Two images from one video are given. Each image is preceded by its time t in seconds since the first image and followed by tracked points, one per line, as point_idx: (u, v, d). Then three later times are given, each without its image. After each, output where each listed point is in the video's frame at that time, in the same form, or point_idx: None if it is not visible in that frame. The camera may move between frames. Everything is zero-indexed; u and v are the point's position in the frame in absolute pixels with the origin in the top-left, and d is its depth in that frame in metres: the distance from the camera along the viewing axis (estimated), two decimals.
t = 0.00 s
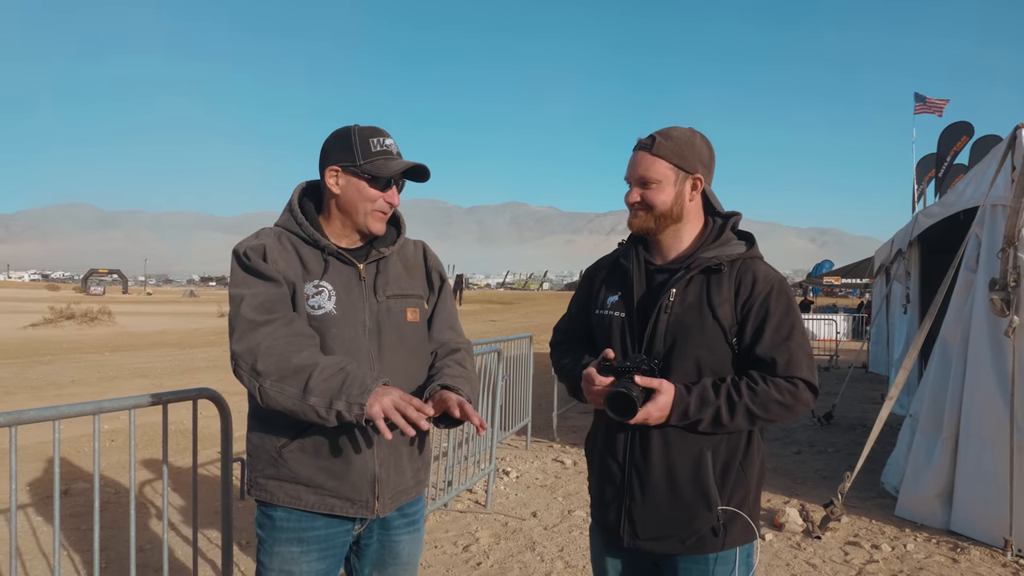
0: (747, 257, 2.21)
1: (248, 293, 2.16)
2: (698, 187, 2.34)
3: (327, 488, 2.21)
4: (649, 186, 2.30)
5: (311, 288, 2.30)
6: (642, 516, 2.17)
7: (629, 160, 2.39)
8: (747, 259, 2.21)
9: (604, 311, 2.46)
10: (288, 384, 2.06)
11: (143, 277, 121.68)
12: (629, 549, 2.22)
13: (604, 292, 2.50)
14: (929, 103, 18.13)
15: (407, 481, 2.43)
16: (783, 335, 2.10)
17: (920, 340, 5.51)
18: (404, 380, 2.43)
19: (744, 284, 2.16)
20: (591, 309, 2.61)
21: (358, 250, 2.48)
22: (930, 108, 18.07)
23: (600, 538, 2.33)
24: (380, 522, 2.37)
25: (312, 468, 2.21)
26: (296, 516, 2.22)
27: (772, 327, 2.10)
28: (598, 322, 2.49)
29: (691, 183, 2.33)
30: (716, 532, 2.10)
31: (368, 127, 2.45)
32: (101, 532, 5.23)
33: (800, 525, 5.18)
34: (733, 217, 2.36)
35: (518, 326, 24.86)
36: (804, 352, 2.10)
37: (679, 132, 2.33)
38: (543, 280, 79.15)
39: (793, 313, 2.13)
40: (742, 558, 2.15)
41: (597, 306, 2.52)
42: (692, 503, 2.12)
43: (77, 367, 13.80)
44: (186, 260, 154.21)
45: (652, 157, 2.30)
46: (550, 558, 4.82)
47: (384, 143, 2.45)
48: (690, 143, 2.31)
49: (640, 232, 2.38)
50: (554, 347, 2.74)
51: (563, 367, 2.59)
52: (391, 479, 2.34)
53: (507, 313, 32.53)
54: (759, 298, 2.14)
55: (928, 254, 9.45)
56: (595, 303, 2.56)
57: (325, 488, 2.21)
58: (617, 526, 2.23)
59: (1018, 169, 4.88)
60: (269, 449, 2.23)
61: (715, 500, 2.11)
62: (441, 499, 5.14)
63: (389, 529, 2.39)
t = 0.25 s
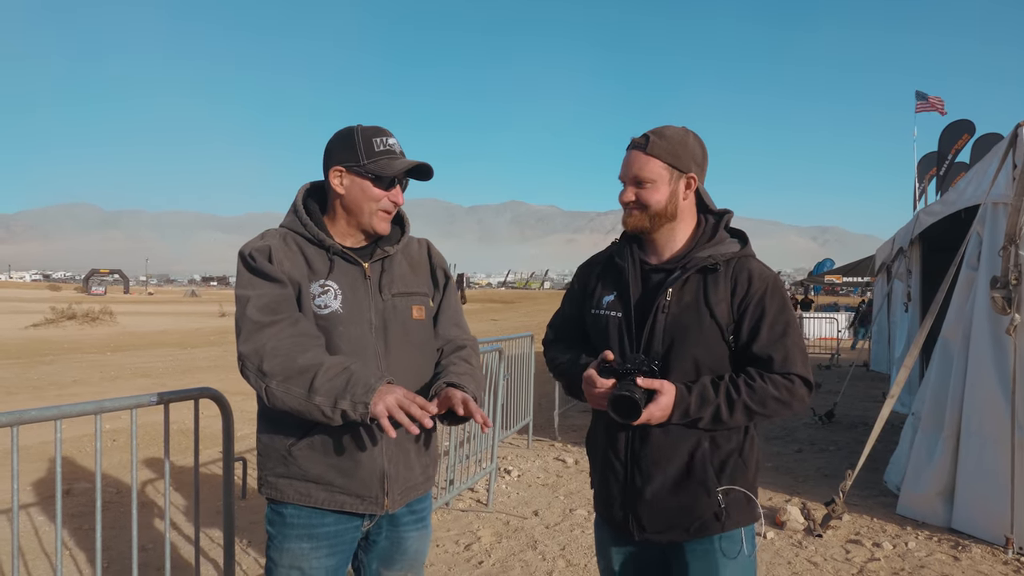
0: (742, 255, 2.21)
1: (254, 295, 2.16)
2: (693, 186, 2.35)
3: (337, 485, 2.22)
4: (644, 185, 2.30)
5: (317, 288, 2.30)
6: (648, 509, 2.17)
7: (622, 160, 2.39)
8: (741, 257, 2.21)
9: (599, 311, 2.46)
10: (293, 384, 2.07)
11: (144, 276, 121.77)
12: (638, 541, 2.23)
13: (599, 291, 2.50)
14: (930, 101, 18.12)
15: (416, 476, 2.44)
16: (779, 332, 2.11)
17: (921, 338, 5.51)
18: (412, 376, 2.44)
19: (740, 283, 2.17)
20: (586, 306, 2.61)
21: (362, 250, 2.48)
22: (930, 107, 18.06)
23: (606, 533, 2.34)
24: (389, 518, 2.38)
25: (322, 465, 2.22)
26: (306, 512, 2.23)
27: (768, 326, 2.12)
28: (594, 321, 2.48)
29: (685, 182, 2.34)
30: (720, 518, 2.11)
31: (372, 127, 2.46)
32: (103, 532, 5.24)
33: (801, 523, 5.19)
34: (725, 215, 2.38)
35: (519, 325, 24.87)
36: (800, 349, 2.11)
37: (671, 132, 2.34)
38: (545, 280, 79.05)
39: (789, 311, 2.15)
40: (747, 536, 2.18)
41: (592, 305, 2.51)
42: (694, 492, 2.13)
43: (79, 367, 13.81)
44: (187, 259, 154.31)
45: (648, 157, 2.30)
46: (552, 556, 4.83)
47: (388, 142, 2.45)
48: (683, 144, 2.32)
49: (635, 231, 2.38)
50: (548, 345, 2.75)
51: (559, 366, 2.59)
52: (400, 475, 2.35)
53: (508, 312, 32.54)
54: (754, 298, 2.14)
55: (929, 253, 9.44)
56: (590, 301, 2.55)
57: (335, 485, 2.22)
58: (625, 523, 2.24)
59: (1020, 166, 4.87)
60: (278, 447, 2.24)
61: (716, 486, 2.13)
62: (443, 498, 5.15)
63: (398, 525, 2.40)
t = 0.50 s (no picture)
0: (747, 254, 2.22)
1: (258, 297, 2.18)
2: (698, 183, 2.35)
3: (344, 484, 2.23)
4: (649, 182, 2.31)
5: (322, 288, 2.31)
6: (645, 510, 2.18)
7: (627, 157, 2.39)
8: (746, 255, 2.21)
9: (605, 308, 2.47)
10: (296, 385, 2.08)
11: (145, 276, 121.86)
12: (633, 542, 2.23)
13: (605, 289, 2.51)
14: (930, 100, 18.10)
15: (423, 474, 2.44)
16: (781, 331, 2.10)
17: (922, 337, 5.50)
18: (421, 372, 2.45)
19: (743, 281, 2.16)
20: (592, 305, 2.63)
21: (365, 251, 2.50)
22: (931, 105, 18.04)
23: (606, 532, 2.35)
24: (396, 514, 2.38)
25: (329, 464, 2.22)
26: (316, 508, 2.23)
27: (770, 325, 2.11)
28: (599, 319, 2.50)
29: (690, 179, 2.33)
30: (718, 526, 2.10)
31: (371, 127, 2.46)
32: (104, 531, 5.25)
33: (802, 522, 5.19)
34: (732, 213, 2.36)
35: (519, 324, 24.87)
36: (803, 348, 2.10)
37: (677, 129, 2.33)
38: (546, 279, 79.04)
39: (793, 310, 2.14)
40: (746, 549, 2.15)
41: (598, 302, 2.53)
42: (693, 497, 2.13)
43: (80, 367, 13.83)
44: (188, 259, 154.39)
45: (653, 154, 2.29)
46: (553, 555, 4.83)
47: (385, 142, 2.44)
48: (688, 140, 2.31)
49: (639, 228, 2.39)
50: (556, 343, 2.77)
51: (566, 362, 2.61)
52: (407, 473, 2.36)
53: (509, 311, 32.54)
54: (758, 294, 2.13)
55: (930, 251, 9.44)
56: (596, 298, 2.58)
57: (343, 484, 2.22)
58: (620, 520, 2.25)
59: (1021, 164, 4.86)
60: (286, 446, 2.24)
61: (718, 494, 2.12)
62: (444, 497, 5.16)
63: (405, 522, 2.40)
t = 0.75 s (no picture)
0: (757, 253, 2.21)
1: (259, 301, 2.21)
2: (709, 180, 2.34)
3: (347, 484, 2.24)
4: (659, 178, 2.31)
5: (323, 291, 2.32)
6: (647, 512, 2.19)
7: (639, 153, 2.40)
8: (758, 255, 2.20)
9: (613, 305, 2.49)
10: (294, 388, 2.10)
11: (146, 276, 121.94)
12: (635, 543, 2.24)
13: (614, 287, 2.53)
14: (931, 98, 18.08)
15: (428, 472, 2.42)
16: (790, 332, 2.09)
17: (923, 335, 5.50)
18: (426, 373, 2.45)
19: (752, 280, 2.16)
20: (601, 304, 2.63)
21: (368, 252, 2.48)
22: (932, 103, 18.02)
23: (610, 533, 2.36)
24: (401, 513, 2.37)
25: (332, 464, 2.24)
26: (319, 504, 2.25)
27: (780, 326, 2.10)
28: (608, 316, 2.51)
29: (701, 175, 2.33)
30: (721, 530, 2.10)
31: (341, 130, 2.44)
32: (104, 531, 5.25)
33: (803, 520, 5.19)
34: (744, 212, 2.37)
35: (520, 323, 24.86)
36: (811, 351, 2.09)
37: (688, 126, 2.33)
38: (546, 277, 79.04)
39: (803, 310, 2.12)
40: (750, 553, 2.16)
41: (607, 300, 2.54)
42: (697, 500, 2.13)
43: (80, 367, 13.84)
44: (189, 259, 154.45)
45: (664, 150, 2.30)
46: (554, 554, 4.83)
47: (348, 141, 2.38)
48: (698, 137, 2.31)
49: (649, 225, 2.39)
50: (565, 340, 2.78)
51: (573, 360, 2.62)
52: (409, 473, 2.34)
53: (510, 310, 32.53)
54: (767, 294, 2.13)
55: (931, 249, 9.43)
56: (605, 297, 2.59)
57: (346, 483, 2.24)
58: (623, 520, 2.26)
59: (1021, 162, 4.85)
60: (291, 446, 2.27)
61: (722, 498, 2.12)
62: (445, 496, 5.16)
63: (410, 520, 2.38)
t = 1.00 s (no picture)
0: (765, 251, 2.20)
1: (257, 302, 2.23)
2: (716, 176, 2.32)
3: (345, 482, 2.24)
4: (665, 175, 2.30)
5: (320, 291, 2.33)
6: (652, 515, 2.18)
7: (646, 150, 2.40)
8: (767, 252, 2.20)
9: (620, 305, 2.49)
10: (288, 389, 2.11)
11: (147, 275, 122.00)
12: (639, 546, 2.23)
13: (620, 286, 2.52)
14: (933, 97, 18.06)
15: (428, 471, 2.41)
16: (799, 332, 2.08)
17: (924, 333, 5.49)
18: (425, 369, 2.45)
19: (760, 278, 2.15)
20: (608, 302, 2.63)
21: (366, 252, 2.47)
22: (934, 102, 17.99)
23: (615, 535, 2.35)
24: (402, 510, 2.36)
25: (331, 462, 2.25)
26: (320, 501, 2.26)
27: (789, 323, 2.08)
28: (615, 315, 2.51)
29: (709, 172, 2.32)
30: (727, 533, 2.10)
31: (335, 131, 2.44)
32: (103, 531, 5.25)
33: (803, 519, 5.18)
34: (752, 209, 2.36)
35: (521, 322, 24.85)
36: (821, 350, 2.08)
37: (696, 122, 2.32)
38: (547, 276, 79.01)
39: (813, 308, 2.11)
40: (757, 557, 2.15)
41: (614, 299, 2.54)
42: (703, 503, 2.12)
43: (81, 366, 13.83)
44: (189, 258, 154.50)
45: (672, 147, 2.30)
46: (553, 553, 4.83)
47: (341, 141, 2.38)
48: (705, 133, 2.30)
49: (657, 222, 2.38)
50: (572, 339, 2.77)
51: (579, 360, 2.61)
52: (407, 472, 2.33)
53: (510, 309, 32.52)
54: (776, 292, 2.12)
55: (932, 247, 9.42)
56: (612, 296, 2.59)
57: (344, 482, 2.24)
58: (628, 522, 2.25)
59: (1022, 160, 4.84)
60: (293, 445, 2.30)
61: (728, 501, 2.11)
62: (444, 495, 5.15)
63: (410, 518, 2.38)
